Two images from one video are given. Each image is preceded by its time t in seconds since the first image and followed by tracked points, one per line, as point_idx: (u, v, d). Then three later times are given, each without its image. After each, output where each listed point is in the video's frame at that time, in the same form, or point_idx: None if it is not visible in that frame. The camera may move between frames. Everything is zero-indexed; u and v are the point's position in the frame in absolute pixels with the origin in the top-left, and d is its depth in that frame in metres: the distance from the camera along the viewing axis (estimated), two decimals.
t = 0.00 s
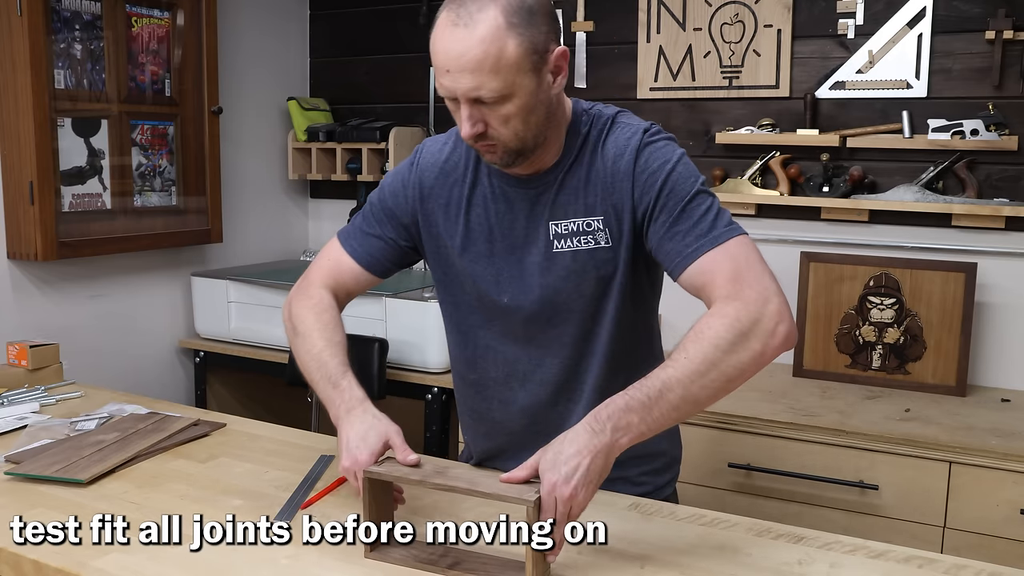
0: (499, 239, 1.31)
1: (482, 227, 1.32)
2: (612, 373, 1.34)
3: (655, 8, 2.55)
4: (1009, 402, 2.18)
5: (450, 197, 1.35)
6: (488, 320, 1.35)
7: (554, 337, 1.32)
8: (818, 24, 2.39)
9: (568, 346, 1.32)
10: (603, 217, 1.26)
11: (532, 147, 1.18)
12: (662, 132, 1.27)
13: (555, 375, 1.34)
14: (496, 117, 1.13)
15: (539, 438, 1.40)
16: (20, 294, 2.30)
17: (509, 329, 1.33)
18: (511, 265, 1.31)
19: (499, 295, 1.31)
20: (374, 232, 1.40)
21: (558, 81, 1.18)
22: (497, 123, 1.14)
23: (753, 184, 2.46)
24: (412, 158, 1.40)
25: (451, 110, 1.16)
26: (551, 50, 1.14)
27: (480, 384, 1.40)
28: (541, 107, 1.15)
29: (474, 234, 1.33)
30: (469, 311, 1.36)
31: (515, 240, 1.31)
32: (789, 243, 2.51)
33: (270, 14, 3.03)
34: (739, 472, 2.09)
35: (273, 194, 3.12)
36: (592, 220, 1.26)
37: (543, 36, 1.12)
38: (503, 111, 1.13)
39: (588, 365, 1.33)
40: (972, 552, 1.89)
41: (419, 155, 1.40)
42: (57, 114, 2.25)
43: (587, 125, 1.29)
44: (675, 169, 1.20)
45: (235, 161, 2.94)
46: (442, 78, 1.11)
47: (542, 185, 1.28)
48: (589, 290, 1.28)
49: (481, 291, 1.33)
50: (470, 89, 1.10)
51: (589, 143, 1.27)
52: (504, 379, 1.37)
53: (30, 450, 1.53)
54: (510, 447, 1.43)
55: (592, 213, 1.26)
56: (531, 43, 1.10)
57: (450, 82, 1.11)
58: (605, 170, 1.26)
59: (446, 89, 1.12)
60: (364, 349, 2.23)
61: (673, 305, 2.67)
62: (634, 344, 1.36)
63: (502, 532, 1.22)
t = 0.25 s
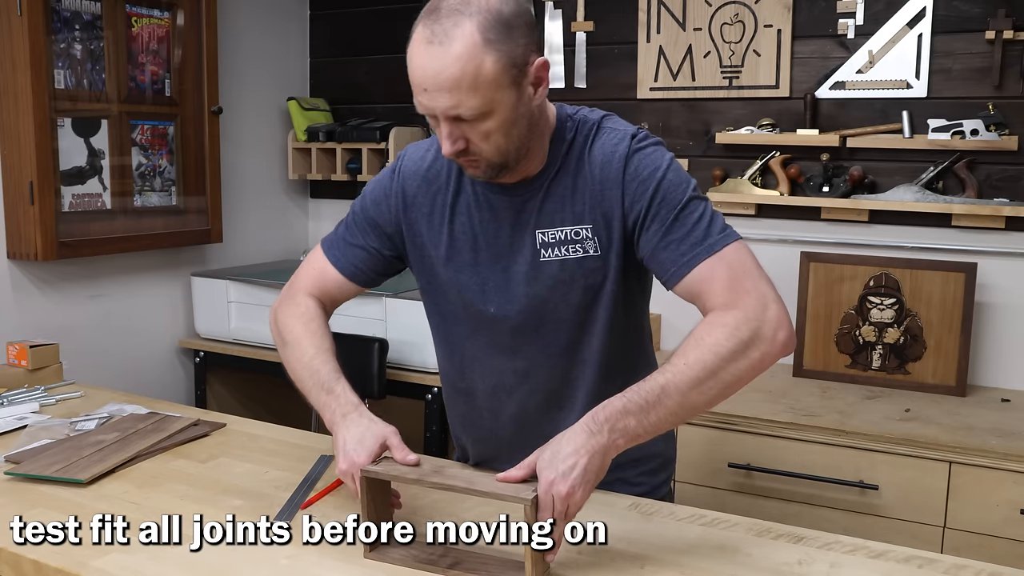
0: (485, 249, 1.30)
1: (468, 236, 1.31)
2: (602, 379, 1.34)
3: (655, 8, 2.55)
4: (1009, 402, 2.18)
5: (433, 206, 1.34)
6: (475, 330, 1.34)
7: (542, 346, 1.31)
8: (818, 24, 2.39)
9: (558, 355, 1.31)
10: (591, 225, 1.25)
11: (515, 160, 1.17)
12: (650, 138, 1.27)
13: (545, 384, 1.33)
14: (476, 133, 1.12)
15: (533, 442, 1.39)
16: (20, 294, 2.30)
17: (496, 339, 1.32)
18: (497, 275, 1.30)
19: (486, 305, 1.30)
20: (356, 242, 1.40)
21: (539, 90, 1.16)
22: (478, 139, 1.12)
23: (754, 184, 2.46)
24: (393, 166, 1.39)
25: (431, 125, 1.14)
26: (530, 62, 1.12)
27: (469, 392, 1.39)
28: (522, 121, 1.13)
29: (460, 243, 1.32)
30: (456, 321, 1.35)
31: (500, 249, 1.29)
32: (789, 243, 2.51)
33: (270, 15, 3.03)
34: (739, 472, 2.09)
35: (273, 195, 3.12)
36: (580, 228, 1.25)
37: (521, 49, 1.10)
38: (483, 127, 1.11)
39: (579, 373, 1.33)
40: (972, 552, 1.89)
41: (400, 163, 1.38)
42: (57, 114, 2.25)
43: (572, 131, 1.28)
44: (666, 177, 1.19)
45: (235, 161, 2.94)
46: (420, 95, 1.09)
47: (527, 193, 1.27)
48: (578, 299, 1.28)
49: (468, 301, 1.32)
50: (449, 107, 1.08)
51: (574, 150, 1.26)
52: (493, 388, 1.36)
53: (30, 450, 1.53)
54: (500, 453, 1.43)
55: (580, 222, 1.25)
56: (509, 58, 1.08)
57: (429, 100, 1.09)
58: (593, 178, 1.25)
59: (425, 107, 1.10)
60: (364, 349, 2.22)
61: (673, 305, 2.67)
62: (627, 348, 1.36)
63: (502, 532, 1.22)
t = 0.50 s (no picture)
0: (477, 256, 1.30)
1: (460, 242, 1.31)
2: (597, 385, 1.34)
3: (655, 8, 2.55)
4: (1009, 402, 2.18)
5: (426, 212, 1.34)
6: (469, 336, 1.33)
7: (536, 354, 1.31)
8: (818, 24, 2.39)
9: (552, 361, 1.31)
10: (584, 232, 1.25)
11: (505, 169, 1.18)
12: (645, 142, 1.27)
13: (539, 391, 1.33)
14: (464, 147, 1.12)
15: (530, 446, 1.39)
16: (20, 294, 2.30)
17: (489, 346, 1.32)
18: (489, 282, 1.30)
19: (479, 312, 1.30)
20: (349, 249, 1.41)
21: (526, 99, 1.16)
22: (467, 152, 1.13)
23: (754, 184, 2.46)
24: (385, 173, 1.39)
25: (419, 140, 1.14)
26: (514, 73, 1.11)
27: (464, 398, 1.39)
28: (510, 132, 1.13)
29: (452, 249, 1.32)
30: (450, 328, 1.35)
31: (493, 256, 1.29)
32: (789, 244, 2.51)
33: (270, 15, 3.03)
34: (739, 472, 2.09)
35: (273, 195, 3.13)
36: (573, 235, 1.25)
37: (505, 62, 1.09)
38: (471, 142, 1.11)
39: (574, 379, 1.33)
40: (972, 552, 1.89)
41: (392, 170, 1.39)
42: (57, 114, 2.25)
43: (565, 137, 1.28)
44: (659, 183, 1.19)
45: (235, 161, 2.94)
46: (406, 112, 1.10)
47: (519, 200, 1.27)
48: (572, 306, 1.28)
49: (461, 308, 1.32)
50: (435, 123, 1.08)
51: (566, 155, 1.27)
52: (487, 394, 1.36)
53: (30, 450, 1.53)
54: (496, 458, 1.43)
55: (574, 228, 1.25)
56: (492, 71, 1.08)
57: (414, 117, 1.09)
58: (586, 184, 1.25)
59: (411, 123, 1.10)
60: (364, 349, 2.22)
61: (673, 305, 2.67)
62: (623, 353, 1.36)
63: (502, 532, 1.22)
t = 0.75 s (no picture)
0: (481, 249, 1.30)
1: (464, 236, 1.31)
2: (597, 381, 1.33)
3: (655, 8, 2.55)
4: (1009, 402, 2.18)
5: (431, 205, 1.34)
6: (469, 331, 1.33)
7: (536, 350, 1.31)
8: (818, 24, 2.39)
9: (552, 358, 1.31)
10: (588, 227, 1.25)
11: (511, 165, 1.18)
12: (651, 139, 1.27)
13: (539, 386, 1.33)
14: (470, 144, 1.12)
15: (530, 442, 1.39)
16: (20, 295, 2.30)
17: (490, 340, 1.32)
18: (492, 276, 1.30)
19: (481, 305, 1.31)
20: (354, 242, 1.40)
21: (531, 96, 1.15)
22: (472, 150, 1.13)
23: (754, 184, 2.46)
24: (391, 166, 1.39)
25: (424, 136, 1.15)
26: (519, 70, 1.11)
27: (464, 393, 1.39)
28: (515, 128, 1.13)
29: (456, 242, 1.32)
30: (451, 322, 1.35)
31: (496, 250, 1.29)
32: (789, 244, 2.51)
33: (270, 14, 3.03)
34: (739, 472, 2.09)
35: (273, 195, 3.13)
36: (577, 230, 1.25)
37: (509, 60, 1.09)
38: (476, 139, 1.12)
39: (575, 376, 1.32)
40: (973, 552, 1.89)
41: (398, 163, 1.39)
42: (57, 114, 2.25)
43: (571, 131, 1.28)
44: (665, 180, 1.19)
45: (235, 161, 2.94)
46: (410, 111, 1.10)
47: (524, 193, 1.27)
48: (574, 301, 1.27)
49: (464, 301, 1.32)
50: (439, 122, 1.09)
51: (572, 150, 1.26)
52: (487, 390, 1.36)
53: (30, 450, 1.53)
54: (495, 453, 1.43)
55: (578, 223, 1.25)
56: (496, 69, 1.07)
57: (419, 116, 1.09)
58: (592, 180, 1.25)
59: (416, 122, 1.11)
60: (364, 349, 2.22)
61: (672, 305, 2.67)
62: (625, 349, 1.36)
63: (502, 532, 1.22)
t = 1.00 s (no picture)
0: (499, 225, 1.32)
1: (483, 214, 1.33)
2: (610, 369, 1.32)
3: (655, 8, 2.55)
4: (1009, 402, 2.18)
5: (451, 184, 1.36)
6: (484, 308, 1.34)
7: (549, 329, 1.31)
8: (817, 24, 2.39)
9: (563, 339, 1.31)
10: (603, 207, 1.25)
11: (534, 129, 1.18)
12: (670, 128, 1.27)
13: (550, 368, 1.32)
14: (497, 99, 1.12)
15: (535, 432, 1.38)
16: (20, 294, 2.30)
17: (505, 318, 1.33)
18: (509, 251, 1.31)
19: (498, 280, 1.32)
20: (377, 225, 1.40)
21: (558, 61, 1.17)
22: (499, 106, 1.13)
23: (753, 184, 2.46)
24: (415, 148, 1.41)
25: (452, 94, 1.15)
26: (549, 31, 1.13)
27: (473, 376, 1.38)
28: (542, 88, 1.14)
29: (474, 219, 1.34)
30: (466, 300, 1.36)
31: (513, 226, 1.31)
32: (789, 244, 2.51)
33: (270, 14, 3.03)
34: (739, 472, 2.09)
35: (273, 195, 3.13)
36: (593, 209, 1.26)
37: (541, 17, 1.11)
38: (505, 94, 1.12)
39: (586, 360, 1.31)
40: (972, 552, 1.89)
41: (423, 144, 1.41)
42: (57, 114, 2.25)
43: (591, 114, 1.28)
44: (682, 163, 1.20)
45: (235, 161, 2.94)
46: (442, 62, 1.11)
47: (545, 170, 1.28)
48: (588, 281, 1.28)
49: (480, 277, 1.34)
50: (470, 72, 1.09)
51: (592, 132, 1.27)
52: (496, 373, 1.35)
53: (30, 450, 1.53)
54: (500, 442, 1.42)
55: (594, 203, 1.26)
56: (529, 23, 1.09)
57: (451, 66, 1.10)
58: (608, 160, 1.25)
59: (446, 73, 1.11)
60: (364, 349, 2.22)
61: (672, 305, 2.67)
62: (639, 340, 1.35)
63: (502, 532, 1.22)
